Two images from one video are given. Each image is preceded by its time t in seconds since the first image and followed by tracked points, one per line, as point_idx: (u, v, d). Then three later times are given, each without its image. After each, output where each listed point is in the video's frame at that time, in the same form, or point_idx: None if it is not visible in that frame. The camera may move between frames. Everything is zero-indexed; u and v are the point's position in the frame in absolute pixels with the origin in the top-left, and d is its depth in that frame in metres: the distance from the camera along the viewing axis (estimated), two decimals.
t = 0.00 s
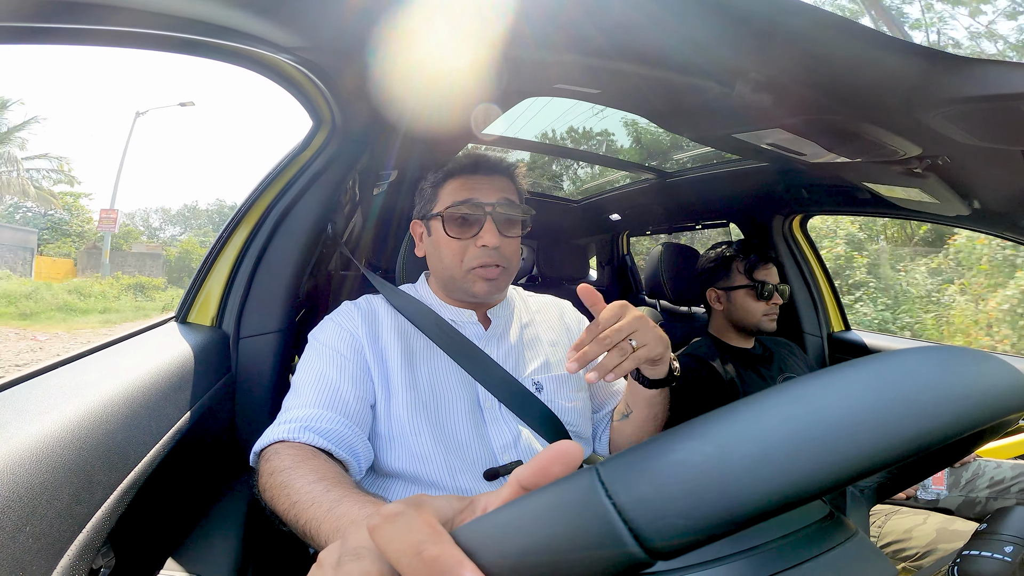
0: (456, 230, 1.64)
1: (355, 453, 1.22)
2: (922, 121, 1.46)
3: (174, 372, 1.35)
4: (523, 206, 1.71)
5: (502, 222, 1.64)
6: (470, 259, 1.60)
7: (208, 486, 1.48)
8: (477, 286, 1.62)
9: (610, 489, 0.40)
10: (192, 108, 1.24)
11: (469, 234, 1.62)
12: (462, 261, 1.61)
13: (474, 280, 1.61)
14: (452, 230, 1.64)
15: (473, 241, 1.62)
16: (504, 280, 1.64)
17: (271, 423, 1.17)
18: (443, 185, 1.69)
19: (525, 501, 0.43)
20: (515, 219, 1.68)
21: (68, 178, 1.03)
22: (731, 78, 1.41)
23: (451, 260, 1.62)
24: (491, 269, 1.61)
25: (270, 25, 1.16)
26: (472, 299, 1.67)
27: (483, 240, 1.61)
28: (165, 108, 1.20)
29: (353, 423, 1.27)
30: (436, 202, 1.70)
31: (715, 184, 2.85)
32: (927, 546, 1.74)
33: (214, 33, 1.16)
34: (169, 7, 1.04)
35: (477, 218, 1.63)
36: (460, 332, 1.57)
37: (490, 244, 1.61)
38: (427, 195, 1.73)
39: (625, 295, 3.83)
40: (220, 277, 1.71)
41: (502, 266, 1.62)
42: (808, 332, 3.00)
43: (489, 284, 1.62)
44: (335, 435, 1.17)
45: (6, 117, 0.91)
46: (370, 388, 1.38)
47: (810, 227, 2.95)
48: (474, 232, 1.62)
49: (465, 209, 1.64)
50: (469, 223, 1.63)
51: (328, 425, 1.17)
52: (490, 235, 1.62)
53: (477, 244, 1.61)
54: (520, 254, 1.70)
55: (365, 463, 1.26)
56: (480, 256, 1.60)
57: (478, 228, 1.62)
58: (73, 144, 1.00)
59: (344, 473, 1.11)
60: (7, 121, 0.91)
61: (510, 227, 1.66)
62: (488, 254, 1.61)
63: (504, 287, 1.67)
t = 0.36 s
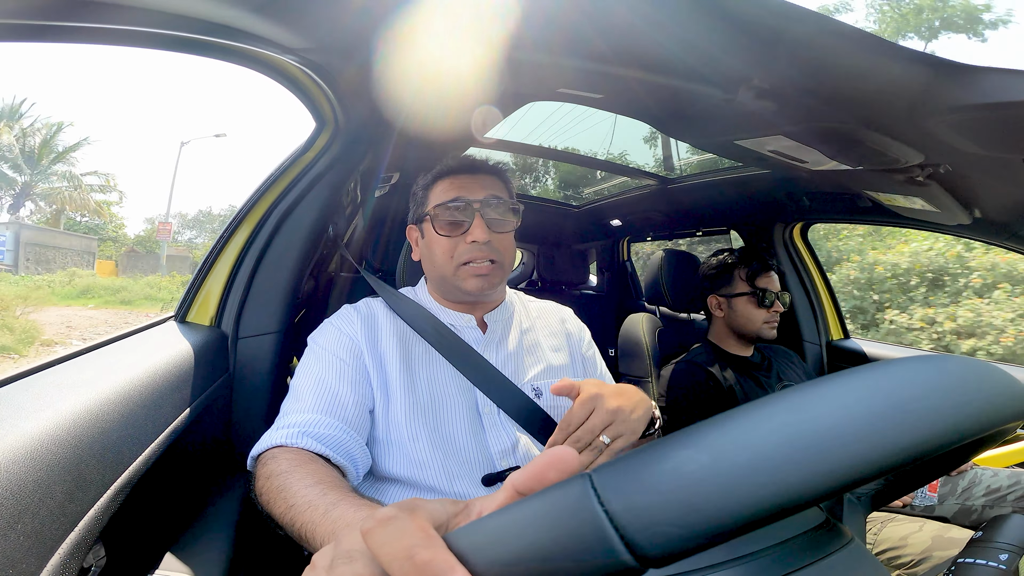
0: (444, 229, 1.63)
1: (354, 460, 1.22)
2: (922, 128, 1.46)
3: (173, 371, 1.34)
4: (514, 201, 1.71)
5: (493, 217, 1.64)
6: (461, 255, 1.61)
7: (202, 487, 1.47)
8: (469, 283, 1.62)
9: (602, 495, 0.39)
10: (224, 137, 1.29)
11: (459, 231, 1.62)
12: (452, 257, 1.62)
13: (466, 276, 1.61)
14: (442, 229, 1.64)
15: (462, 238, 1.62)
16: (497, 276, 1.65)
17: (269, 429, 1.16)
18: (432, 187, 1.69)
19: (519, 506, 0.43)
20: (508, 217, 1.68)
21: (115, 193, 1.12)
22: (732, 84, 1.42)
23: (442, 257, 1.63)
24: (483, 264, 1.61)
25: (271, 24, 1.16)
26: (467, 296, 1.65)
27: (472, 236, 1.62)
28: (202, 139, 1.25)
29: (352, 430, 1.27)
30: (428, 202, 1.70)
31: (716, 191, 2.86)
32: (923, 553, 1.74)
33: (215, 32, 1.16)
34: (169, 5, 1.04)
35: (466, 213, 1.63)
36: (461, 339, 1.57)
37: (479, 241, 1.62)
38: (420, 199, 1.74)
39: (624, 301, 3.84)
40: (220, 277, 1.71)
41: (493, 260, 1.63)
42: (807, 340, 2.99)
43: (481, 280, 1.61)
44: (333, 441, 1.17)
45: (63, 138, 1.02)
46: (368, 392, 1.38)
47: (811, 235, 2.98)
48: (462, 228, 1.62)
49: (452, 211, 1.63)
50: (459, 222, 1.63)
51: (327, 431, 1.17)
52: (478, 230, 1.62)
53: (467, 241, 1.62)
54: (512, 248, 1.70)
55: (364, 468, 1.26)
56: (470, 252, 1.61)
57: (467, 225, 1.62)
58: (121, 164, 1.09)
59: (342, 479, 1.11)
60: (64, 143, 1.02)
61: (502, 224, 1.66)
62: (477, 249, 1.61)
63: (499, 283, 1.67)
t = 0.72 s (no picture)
0: (453, 233, 1.64)
1: (360, 466, 1.22)
2: (921, 127, 1.46)
3: (174, 376, 1.34)
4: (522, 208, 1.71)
5: (502, 223, 1.65)
6: (471, 260, 1.61)
7: (204, 493, 1.47)
8: (478, 290, 1.60)
9: (598, 501, 0.39)
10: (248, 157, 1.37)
11: (469, 236, 1.63)
12: (462, 262, 1.62)
13: (474, 283, 1.60)
14: (452, 235, 1.64)
15: (473, 243, 1.62)
16: (506, 283, 1.64)
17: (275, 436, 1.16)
18: (444, 191, 1.70)
19: (518, 508, 0.43)
20: (516, 223, 1.69)
21: (150, 203, 1.18)
22: (731, 85, 1.42)
23: (451, 263, 1.63)
24: (493, 272, 1.60)
25: (270, 29, 1.17)
26: (476, 303, 1.65)
27: (483, 242, 1.62)
28: (227, 162, 1.34)
29: (358, 435, 1.26)
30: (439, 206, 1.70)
31: (715, 192, 2.86)
32: (928, 554, 1.73)
33: (215, 37, 1.17)
34: (168, 10, 1.04)
35: (477, 219, 1.64)
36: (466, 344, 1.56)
37: (490, 247, 1.62)
38: (432, 202, 1.73)
39: (625, 303, 3.84)
40: (220, 282, 1.71)
41: (502, 267, 1.62)
42: (808, 341, 3.00)
43: (490, 287, 1.60)
44: (339, 446, 1.17)
45: (106, 155, 1.07)
46: (373, 396, 1.38)
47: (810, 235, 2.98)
48: (472, 234, 1.63)
49: (463, 216, 1.64)
50: (469, 227, 1.63)
51: (333, 436, 1.17)
52: (489, 236, 1.63)
53: (477, 246, 1.62)
54: (521, 256, 1.70)
55: (369, 473, 1.26)
56: (480, 257, 1.61)
57: (477, 231, 1.63)
58: (155, 177, 1.15)
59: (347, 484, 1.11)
60: (107, 161, 1.08)
61: (511, 231, 1.67)
62: (487, 255, 1.62)
63: (506, 292, 1.65)
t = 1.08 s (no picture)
0: (456, 221, 1.65)
1: (362, 457, 1.22)
2: (921, 118, 1.46)
3: (176, 376, 1.35)
4: (525, 199, 1.71)
5: (504, 211, 1.64)
6: (472, 248, 1.62)
7: (211, 490, 1.48)
8: (478, 275, 1.61)
9: (604, 493, 0.40)
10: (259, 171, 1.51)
11: (470, 225, 1.64)
12: (465, 249, 1.62)
13: (477, 268, 1.61)
14: (454, 221, 1.65)
15: (474, 231, 1.63)
16: (507, 270, 1.64)
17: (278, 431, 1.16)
18: (448, 181, 1.70)
19: (524, 504, 0.43)
20: (516, 213, 1.68)
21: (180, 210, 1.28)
22: (731, 77, 1.42)
23: (455, 249, 1.63)
24: (494, 258, 1.61)
25: (268, 28, 1.16)
26: (476, 290, 1.65)
27: (484, 229, 1.63)
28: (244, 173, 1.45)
29: (360, 427, 1.26)
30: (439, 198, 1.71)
31: (715, 184, 2.85)
32: (934, 545, 1.74)
33: (213, 37, 1.17)
34: (166, 11, 1.04)
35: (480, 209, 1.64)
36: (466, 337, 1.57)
37: (491, 233, 1.63)
38: (433, 193, 1.74)
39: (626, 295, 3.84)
40: (222, 281, 1.71)
41: (503, 255, 1.63)
42: (811, 331, 2.98)
43: (491, 273, 1.61)
44: (341, 439, 1.17)
45: (138, 168, 1.13)
46: (375, 391, 1.38)
47: (810, 224, 2.93)
48: (475, 221, 1.64)
49: (464, 207, 1.64)
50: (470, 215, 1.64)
51: (335, 430, 1.17)
52: (490, 224, 1.63)
53: (478, 234, 1.63)
54: (523, 247, 1.70)
55: (372, 466, 1.26)
56: (483, 244, 1.62)
57: (479, 219, 1.64)
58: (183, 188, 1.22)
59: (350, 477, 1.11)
60: (139, 173, 1.14)
61: (512, 220, 1.67)
62: (489, 242, 1.62)
63: (506, 279, 1.65)
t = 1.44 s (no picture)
0: (446, 212, 1.65)
1: (356, 453, 1.22)
2: (922, 117, 1.45)
3: (176, 371, 1.35)
4: (516, 193, 1.70)
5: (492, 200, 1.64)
6: (460, 236, 1.61)
7: (212, 485, 1.48)
8: (466, 263, 1.60)
9: (599, 491, 0.40)
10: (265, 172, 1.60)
11: (459, 213, 1.63)
12: (452, 238, 1.62)
13: (462, 257, 1.60)
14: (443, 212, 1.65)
15: (462, 219, 1.63)
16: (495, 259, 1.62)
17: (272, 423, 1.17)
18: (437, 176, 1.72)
19: (525, 501, 0.43)
20: (507, 205, 1.67)
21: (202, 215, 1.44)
22: (732, 75, 1.41)
23: (443, 239, 1.64)
24: (480, 244, 1.60)
25: (268, 25, 1.16)
26: (467, 281, 1.65)
27: (471, 216, 1.62)
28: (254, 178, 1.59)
29: (354, 423, 1.27)
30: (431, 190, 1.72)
31: (716, 181, 2.85)
32: (931, 542, 1.74)
33: (214, 33, 1.16)
34: (166, 7, 1.04)
35: (466, 199, 1.64)
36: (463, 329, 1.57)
37: (478, 220, 1.62)
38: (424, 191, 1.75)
39: (626, 292, 3.84)
40: (221, 277, 1.71)
41: (491, 242, 1.62)
42: (812, 327, 2.97)
43: (478, 261, 1.60)
44: (336, 435, 1.17)
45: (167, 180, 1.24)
46: (372, 386, 1.38)
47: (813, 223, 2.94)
48: (463, 210, 1.63)
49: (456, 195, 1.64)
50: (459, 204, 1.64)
51: (329, 425, 1.18)
52: (478, 211, 1.63)
53: (465, 222, 1.62)
54: (512, 236, 1.68)
55: (366, 462, 1.26)
56: (470, 231, 1.61)
57: (467, 207, 1.63)
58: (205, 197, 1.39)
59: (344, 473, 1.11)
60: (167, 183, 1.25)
61: (501, 209, 1.66)
62: (476, 229, 1.61)
63: (497, 267, 1.64)
